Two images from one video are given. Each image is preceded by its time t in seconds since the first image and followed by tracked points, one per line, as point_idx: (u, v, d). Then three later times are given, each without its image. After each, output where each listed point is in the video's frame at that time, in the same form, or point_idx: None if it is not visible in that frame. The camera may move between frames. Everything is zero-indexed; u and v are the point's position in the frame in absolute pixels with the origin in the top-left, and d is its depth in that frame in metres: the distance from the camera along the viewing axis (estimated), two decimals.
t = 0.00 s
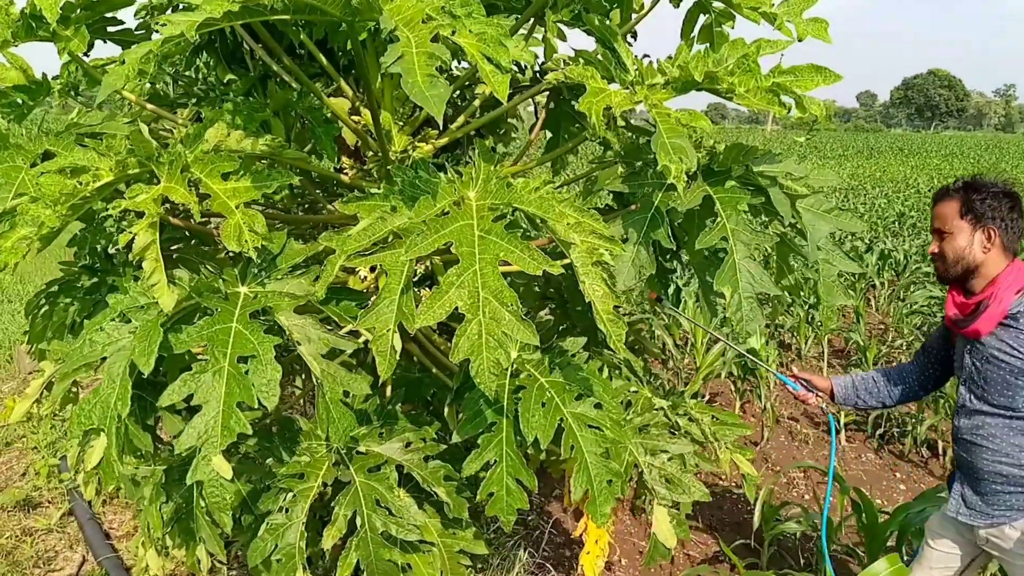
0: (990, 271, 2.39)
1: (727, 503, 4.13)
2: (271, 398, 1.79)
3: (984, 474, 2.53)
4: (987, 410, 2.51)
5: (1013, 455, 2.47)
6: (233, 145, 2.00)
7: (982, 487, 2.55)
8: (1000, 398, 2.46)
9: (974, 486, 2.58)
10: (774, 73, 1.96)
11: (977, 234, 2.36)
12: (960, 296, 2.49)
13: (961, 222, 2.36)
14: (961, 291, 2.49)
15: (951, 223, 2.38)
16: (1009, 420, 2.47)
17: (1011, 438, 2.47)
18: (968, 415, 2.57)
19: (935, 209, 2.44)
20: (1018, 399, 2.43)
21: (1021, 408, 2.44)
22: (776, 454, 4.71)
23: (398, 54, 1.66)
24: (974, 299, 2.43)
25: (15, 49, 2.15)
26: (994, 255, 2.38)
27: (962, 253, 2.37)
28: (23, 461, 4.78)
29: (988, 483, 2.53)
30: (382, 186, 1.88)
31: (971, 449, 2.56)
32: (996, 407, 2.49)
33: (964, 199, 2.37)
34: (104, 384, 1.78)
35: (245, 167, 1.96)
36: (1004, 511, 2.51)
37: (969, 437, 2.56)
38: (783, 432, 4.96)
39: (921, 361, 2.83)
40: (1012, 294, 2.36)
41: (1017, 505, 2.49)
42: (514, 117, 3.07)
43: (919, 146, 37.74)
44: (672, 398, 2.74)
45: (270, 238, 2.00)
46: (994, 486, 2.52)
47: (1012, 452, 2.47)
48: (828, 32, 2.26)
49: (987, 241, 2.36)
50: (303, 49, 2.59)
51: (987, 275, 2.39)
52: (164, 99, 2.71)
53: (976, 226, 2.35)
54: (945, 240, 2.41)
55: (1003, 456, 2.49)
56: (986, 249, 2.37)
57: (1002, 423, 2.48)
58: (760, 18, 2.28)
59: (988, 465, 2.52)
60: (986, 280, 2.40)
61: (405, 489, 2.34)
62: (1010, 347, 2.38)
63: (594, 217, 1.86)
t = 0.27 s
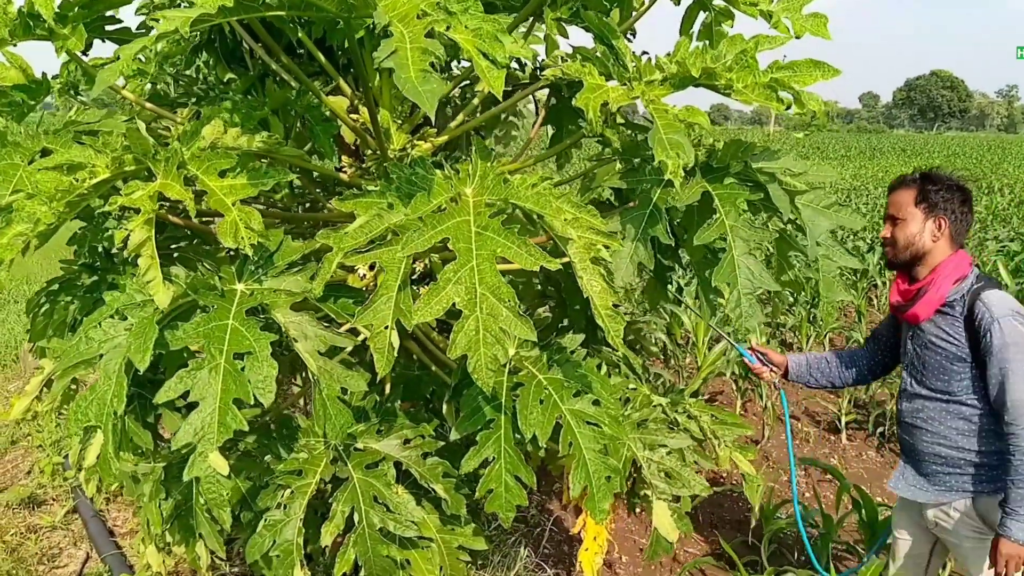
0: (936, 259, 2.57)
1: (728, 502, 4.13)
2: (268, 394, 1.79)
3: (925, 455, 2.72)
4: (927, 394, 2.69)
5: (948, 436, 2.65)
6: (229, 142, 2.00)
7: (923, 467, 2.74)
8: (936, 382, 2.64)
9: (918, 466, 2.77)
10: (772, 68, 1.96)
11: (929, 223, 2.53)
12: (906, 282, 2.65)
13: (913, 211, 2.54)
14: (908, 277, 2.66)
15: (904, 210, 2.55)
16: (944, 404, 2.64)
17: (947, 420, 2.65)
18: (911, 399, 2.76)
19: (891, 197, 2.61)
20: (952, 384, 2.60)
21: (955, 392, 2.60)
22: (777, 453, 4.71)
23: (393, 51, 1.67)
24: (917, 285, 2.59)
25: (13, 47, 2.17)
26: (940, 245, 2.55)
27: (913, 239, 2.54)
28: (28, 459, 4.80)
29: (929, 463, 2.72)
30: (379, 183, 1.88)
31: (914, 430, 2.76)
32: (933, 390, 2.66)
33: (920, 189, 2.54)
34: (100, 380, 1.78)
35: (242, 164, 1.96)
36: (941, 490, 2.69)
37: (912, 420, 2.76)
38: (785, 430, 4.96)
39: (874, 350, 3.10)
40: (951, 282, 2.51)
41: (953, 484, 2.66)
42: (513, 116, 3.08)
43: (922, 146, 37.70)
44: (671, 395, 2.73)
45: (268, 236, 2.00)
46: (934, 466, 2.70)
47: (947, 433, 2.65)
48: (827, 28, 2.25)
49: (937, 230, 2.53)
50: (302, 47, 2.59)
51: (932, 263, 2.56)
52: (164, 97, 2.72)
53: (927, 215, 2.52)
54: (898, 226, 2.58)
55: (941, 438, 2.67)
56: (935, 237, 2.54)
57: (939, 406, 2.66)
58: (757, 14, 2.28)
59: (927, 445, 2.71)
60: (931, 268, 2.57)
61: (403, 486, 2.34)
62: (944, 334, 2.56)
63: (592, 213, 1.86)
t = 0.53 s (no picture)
0: (900, 250, 2.76)
1: (727, 500, 4.13)
2: (265, 392, 1.79)
3: (891, 439, 2.92)
4: (894, 380, 2.88)
5: (911, 421, 2.85)
6: (227, 141, 2.00)
7: (888, 450, 2.94)
8: (903, 369, 2.83)
9: (882, 449, 2.97)
10: (769, 67, 1.95)
11: (895, 215, 2.72)
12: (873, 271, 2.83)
13: (880, 202, 2.72)
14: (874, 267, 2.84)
15: (872, 201, 2.73)
16: (910, 389, 2.84)
17: (912, 406, 2.84)
18: (876, 384, 2.96)
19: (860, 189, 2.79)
20: (918, 370, 2.79)
21: (919, 378, 2.80)
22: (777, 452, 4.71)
23: (390, 49, 1.67)
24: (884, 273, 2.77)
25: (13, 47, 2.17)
26: (905, 236, 2.74)
27: (880, 230, 2.72)
28: (31, 457, 4.81)
29: (894, 447, 2.91)
30: (377, 181, 1.88)
31: (880, 416, 2.95)
32: (898, 377, 2.86)
33: (885, 181, 2.72)
34: (99, 379, 1.78)
35: (240, 163, 1.96)
36: (904, 472, 2.90)
37: (878, 405, 2.95)
38: (785, 429, 4.96)
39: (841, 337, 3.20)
40: (916, 272, 2.69)
41: (916, 467, 2.87)
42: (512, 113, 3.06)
43: (924, 144, 37.66)
44: (670, 393, 2.73)
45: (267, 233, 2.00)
46: (898, 449, 2.90)
47: (909, 418, 2.85)
48: (826, 25, 2.24)
49: (902, 221, 2.72)
50: (302, 46, 2.59)
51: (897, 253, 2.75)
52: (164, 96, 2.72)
53: (894, 207, 2.71)
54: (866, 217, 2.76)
55: (905, 422, 2.87)
56: (900, 229, 2.72)
57: (905, 392, 2.85)
58: (756, 12, 2.28)
59: (890, 429, 2.91)
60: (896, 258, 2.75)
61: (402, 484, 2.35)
62: (909, 322, 2.75)
63: (590, 212, 1.86)
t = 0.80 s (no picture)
0: (882, 247, 2.83)
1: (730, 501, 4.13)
2: (267, 392, 1.80)
3: (879, 436, 2.98)
4: (879, 377, 2.94)
5: (897, 417, 2.91)
6: (229, 141, 1.99)
7: (876, 447, 3.00)
8: (887, 366, 2.89)
9: (870, 447, 3.02)
10: (770, 67, 1.95)
11: (876, 213, 2.79)
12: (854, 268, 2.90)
13: (862, 199, 2.80)
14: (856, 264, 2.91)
15: (854, 200, 2.81)
16: (896, 386, 2.90)
17: (898, 402, 2.90)
18: (862, 382, 3.02)
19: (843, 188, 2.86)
20: (902, 366, 2.85)
21: (904, 374, 2.86)
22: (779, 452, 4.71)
23: (391, 49, 1.67)
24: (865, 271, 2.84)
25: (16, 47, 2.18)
26: (886, 233, 2.82)
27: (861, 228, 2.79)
28: (34, 456, 4.83)
29: (882, 444, 2.97)
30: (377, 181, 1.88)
31: (866, 412, 3.01)
32: (884, 373, 2.92)
33: (867, 179, 2.80)
34: (102, 378, 1.79)
35: (242, 163, 1.97)
36: (894, 469, 2.95)
37: (864, 402, 3.01)
38: (788, 430, 4.96)
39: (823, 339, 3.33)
40: (897, 269, 2.77)
41: (904, 463, 2.93)
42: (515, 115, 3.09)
43: (928, 144, 37.60)
44: (672, 394, 2.73)
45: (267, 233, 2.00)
46: (886, 445, 2.96)
47: (896, 414, 2.91)
48: (827, 26, 2.24)
49: (883, 219, 2.79)
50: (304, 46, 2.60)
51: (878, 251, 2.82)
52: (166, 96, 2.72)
53: (876, 206, 2.78)
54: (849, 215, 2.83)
55: (892, 419, 2.92)
56: (881, 227, 2.80)
57: (891, 389, 2.91)
58: (758, 14, 2.28)
59: (877, 426, 2.97)
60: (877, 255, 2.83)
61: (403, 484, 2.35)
62: (893, 319, 2.81)
63: (591, 212, 1.86)
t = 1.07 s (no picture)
0: (883, 248, 2.82)
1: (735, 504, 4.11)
2: (273, 391, 1.80)
3: (877, 438, 2.96)
4: (877, 379, 2.93)
5: (895, 418, 2.90)
6: (234, 141, 2.01)
7: (874, 449, 2.98)
8: (885, 367, 2.88)
9: (868, 448, 3.01)
10: (774, 66, 1.94)
11: (879, 213, 2.78)
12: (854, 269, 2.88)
13: (865, 199, 2.79)
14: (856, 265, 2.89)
15: (858, 199, 2.80)
16: (893, 387, 2.89)
17: (895, 403, 2.89)
18: (859, 383, 3.01)
19: (847, 187, 2.86)
20: (900, 367, 2.84)
21: (902, 375, 2.85)
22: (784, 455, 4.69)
23: (395, 50, 1.67)
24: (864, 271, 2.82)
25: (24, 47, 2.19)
26: (887, 234, 2.80)
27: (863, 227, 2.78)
28: (39, 457, 4.84)
29: (880, 445, 2.96)
30: (381, 182, 1.88)
31: (864, 413, 3.00)
32: (882, 374, 2.91)
33: (873, 179, 2.80)
34: (108, 378, 1.79)
35: (247, 163, 1.97)
36: (892, 471, 2.94)
37: (862, 404, 3.00)
38: (793, 432, 4.94)
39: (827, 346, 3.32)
40: (896, 270, 2.74)
41: (903, 464, 2.91)
42: (518, 117, 3.11)
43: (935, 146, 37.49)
44: (677, 395, 2.71)
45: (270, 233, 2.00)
46: (884, 447, 2.95)
47: (895, 415, 2.90)
48: (832, 26, 2.23)
49: (886, 220, 2.78)
50: (308, 47, 2.60)
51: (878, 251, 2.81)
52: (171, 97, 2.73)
53: (879, 206, 2.77)
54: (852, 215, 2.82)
55: (890, 420, 2.91)
56: (883, 227, 2.79)
57: (889, 390, 2.90)
58: (762, 11, 2.26)
59: (875, 428, 2.96)
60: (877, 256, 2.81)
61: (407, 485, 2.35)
62: (891, 320, 2.80)
63: (594, 213, 1.86)
